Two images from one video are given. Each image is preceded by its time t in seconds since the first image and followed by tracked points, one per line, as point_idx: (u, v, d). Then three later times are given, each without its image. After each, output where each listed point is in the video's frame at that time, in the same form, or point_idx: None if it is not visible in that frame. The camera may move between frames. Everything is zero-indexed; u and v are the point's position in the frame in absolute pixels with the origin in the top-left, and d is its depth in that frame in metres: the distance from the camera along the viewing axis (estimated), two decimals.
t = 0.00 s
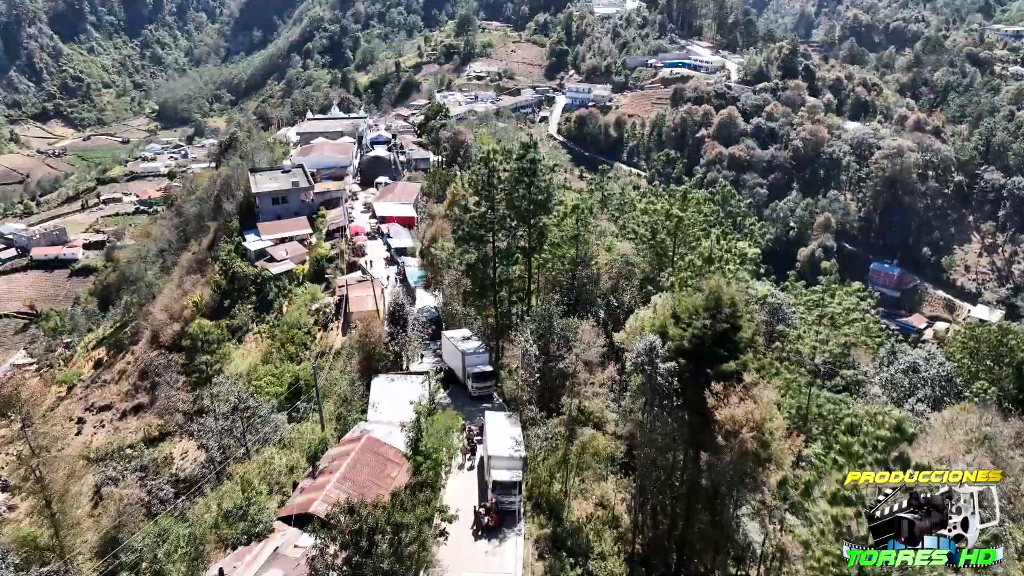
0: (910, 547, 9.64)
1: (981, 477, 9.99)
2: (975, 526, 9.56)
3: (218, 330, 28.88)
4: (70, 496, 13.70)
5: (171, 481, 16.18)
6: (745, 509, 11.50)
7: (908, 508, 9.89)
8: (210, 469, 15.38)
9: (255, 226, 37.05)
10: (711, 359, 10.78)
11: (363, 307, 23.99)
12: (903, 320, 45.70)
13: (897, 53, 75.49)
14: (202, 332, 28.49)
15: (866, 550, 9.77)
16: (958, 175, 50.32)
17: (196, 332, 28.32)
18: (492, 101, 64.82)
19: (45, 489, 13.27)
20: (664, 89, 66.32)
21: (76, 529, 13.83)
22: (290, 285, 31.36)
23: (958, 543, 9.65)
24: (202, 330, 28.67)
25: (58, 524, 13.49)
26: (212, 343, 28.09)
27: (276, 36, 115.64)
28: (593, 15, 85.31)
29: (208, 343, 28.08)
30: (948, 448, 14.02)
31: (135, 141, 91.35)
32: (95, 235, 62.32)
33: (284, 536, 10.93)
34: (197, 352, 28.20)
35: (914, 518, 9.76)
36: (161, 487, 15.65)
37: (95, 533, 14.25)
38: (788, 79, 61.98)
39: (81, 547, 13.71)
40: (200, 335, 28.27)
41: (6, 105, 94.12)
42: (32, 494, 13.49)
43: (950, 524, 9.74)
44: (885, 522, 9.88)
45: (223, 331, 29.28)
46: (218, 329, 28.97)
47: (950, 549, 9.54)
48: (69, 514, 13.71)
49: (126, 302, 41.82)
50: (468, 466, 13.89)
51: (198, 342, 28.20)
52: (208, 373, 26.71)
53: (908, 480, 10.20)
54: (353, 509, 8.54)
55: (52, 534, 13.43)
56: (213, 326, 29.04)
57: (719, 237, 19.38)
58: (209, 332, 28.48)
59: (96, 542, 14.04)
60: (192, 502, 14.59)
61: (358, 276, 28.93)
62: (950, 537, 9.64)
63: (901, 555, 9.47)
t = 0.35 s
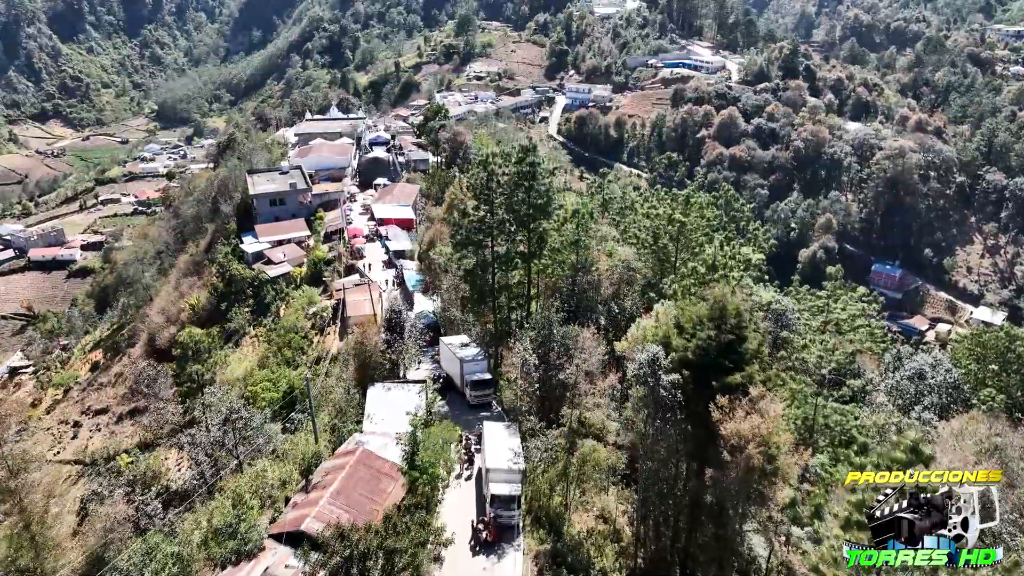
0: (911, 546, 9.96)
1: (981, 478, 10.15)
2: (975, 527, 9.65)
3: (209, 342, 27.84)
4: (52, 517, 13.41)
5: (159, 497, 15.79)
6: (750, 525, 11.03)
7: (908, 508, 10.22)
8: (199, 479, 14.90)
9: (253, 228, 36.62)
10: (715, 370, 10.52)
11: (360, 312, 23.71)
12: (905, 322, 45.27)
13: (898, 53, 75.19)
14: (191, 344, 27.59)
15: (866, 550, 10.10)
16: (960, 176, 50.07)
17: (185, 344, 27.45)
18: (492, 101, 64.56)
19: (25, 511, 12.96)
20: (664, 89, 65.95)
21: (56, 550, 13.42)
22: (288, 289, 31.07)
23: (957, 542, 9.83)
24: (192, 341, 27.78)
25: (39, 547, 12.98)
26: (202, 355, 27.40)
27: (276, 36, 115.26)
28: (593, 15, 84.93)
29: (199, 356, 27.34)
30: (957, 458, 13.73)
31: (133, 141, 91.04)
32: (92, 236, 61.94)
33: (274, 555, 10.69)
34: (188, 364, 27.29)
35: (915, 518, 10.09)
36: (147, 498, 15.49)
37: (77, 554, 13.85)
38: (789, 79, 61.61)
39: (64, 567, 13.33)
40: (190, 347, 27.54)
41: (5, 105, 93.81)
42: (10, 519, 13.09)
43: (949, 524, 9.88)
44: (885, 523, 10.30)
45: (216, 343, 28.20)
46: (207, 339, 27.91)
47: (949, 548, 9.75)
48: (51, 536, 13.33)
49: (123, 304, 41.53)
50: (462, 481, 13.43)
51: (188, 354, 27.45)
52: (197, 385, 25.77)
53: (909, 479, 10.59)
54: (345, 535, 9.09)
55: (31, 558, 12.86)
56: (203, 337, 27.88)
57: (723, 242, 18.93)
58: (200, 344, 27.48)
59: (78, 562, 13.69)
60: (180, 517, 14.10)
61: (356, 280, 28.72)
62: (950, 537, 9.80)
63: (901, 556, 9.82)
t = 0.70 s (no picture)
0: (910, 545, 10.41)
1: (982, 478, 10.64)
2: (975, 527, 10.24)
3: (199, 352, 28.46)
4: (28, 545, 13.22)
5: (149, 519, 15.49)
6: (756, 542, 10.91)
7: (909, 508, 10.60)
8: (189, 494, 14.70)
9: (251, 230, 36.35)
10: (722, 384, 10.26)
11: (358, 317, 23.41)
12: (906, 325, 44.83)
13: (899, 53, 74.86)
14: (182, 353, 28.06)
15: (866, 550, 10.36)
16: (963, 177, 49.80)
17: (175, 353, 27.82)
18: (492, 101, 64.35)
19: None
20: (665, 89, 65.52)
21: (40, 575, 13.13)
22: (285, 292, 30.70)
23: (957, 541, 10.38)
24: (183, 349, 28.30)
25: (16, 574, 12.83)
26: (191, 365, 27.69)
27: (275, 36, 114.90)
28: (593, 15, 84.32)
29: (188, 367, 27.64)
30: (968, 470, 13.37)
31: (132, 141, 90.81)
32: (91, 237, 61.56)
33: None
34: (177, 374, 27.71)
35: (915, 519, 10.49)
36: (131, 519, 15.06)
37: None
38: (790, 80, 61.21)
39: None
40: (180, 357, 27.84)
41: (4, 105, 93.63)
42: None
43: (950, 525, 10.42)
44: (886, 522, 10.57)
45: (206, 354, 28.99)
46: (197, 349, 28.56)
47: (949, 548, 10.27)
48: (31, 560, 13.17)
49: (120, 307, 41.22)
50: (458, 497, 13.05)
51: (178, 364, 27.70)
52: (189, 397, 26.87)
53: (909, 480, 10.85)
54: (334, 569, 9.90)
55: None
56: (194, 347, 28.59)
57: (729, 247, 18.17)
58: (191, 355, 27.99)
59: None
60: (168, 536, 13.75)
61: (354, 283, 28.47)
62: (949, 537, 10.35)
63: (902, 556, 10.23)
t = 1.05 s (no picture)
0: (911, 546, 10.72)
1: (980, 479, 10.93)
2: (973, 525, 10.42)
3: (190, 360, 27.39)
4: None
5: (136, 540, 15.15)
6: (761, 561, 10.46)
7: (909, 509, 10.99)
8: (177, 509, 14.45)
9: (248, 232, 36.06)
10: (728, 400, 10.11)
11: (355, 322, 23.10)
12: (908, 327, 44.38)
13: (900, 53, 74.59)
14: (172, 365, 26.94)
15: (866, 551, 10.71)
16: (965, 178, 49.55)
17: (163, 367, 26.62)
18: (492, 102, 64.13)
19: None
20: (666, 89, 65.15)
21: None
22: (282, 295, 30.36)
23: (957, 541, 10.52)
24: (172, 360, 27.21)
25: None
26: (182, 377, 26.79)
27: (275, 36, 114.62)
28: (593, 15, 83.86)
29: (178, 379, 26.75)
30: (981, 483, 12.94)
31: (131, 141, 90.57)
32: (89, 238, 61.17)
33: None
34: (167, 386, 26.84)
35: (915, 518, 10.85)
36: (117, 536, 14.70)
37: None
38: (791, 80, 60.89)
39: None
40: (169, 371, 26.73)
41: (4, 105, 93.42)
42: None
43: (950, 524, 10.62)
44: (885, 523, 11.08)
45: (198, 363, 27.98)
46: (187, 358, 27.45)
47: (949, 548, 10.40)
48: None
49: (117, 309, 40.85)
50: (456, 514, 12.70)
51: (168, 376, 26.74)
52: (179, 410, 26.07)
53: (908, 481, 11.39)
54: None
55: None
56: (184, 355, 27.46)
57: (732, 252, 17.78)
58: (181, 367, 26.89)
59: None
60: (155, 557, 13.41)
61: (351, 286, 28.16)
62: (949, 537, 10.49)
63: (900, 555, 10.45)
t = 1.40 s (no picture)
0: (911, 546, 11.04)
1: (980, 478, 10.97)
2: (972, 526, 10.68)
3: (179, 371, 27.76)
4: None
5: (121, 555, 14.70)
6: None
7: (909, 509, 11.32)
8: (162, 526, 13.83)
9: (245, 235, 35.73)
10: (734, 416, 10.38)
11: (352, 327, 22.78)
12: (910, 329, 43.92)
13: (902, 53, 74.24)
14: (160, 377, 27.39)
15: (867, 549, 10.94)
16: (967, 179, 49.19)
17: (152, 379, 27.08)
18: (492, 102, 63.79)
19: None
20: (667, 90, 64.77)
21: None
22: (279, 298, 29.99)
23: (957, 541, 10.82)
24: (160, 372, 27.65)
25: None
26: (171, 388, 27.18)
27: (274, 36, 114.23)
28: (594, 15, 83.37)
29: (167, 390, 27.14)
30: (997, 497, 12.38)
31: (131, 141, 90.29)
32: (87, 239, 60.77)
33: None
34: (156, 398, 27.25)
35: (915, 519, 11.16)
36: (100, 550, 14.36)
37: None
38: (793, 80, 60.49)
39: None
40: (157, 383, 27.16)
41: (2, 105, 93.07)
42: None
43: (949, 525, 10.92)
44: (886, 523, 11.41)
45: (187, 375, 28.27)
46: (176, 369, 27.78)
47: (948, 547, 10.75)
48: None
49: (114, 311, 40.49)
50: (452, 533, 12.29)
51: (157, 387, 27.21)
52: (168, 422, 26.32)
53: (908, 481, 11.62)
54: None
55: None
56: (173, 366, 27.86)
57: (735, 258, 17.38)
58: (169, 378, 27.28)
59: None
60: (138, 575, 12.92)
61: (349, 290, 27.87)
62: (950, 537, 10.82)
63: (900, 554, 10.78)
